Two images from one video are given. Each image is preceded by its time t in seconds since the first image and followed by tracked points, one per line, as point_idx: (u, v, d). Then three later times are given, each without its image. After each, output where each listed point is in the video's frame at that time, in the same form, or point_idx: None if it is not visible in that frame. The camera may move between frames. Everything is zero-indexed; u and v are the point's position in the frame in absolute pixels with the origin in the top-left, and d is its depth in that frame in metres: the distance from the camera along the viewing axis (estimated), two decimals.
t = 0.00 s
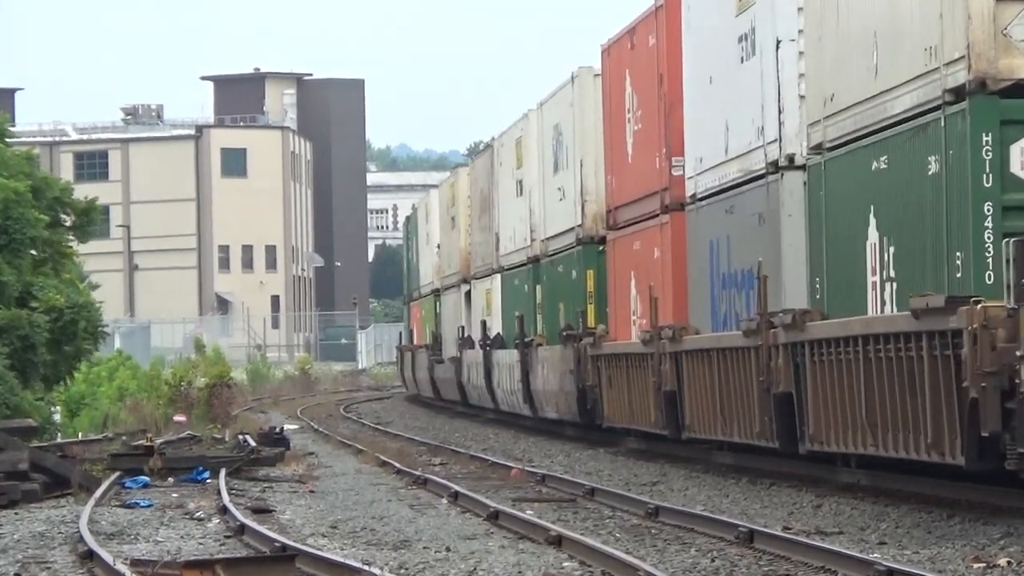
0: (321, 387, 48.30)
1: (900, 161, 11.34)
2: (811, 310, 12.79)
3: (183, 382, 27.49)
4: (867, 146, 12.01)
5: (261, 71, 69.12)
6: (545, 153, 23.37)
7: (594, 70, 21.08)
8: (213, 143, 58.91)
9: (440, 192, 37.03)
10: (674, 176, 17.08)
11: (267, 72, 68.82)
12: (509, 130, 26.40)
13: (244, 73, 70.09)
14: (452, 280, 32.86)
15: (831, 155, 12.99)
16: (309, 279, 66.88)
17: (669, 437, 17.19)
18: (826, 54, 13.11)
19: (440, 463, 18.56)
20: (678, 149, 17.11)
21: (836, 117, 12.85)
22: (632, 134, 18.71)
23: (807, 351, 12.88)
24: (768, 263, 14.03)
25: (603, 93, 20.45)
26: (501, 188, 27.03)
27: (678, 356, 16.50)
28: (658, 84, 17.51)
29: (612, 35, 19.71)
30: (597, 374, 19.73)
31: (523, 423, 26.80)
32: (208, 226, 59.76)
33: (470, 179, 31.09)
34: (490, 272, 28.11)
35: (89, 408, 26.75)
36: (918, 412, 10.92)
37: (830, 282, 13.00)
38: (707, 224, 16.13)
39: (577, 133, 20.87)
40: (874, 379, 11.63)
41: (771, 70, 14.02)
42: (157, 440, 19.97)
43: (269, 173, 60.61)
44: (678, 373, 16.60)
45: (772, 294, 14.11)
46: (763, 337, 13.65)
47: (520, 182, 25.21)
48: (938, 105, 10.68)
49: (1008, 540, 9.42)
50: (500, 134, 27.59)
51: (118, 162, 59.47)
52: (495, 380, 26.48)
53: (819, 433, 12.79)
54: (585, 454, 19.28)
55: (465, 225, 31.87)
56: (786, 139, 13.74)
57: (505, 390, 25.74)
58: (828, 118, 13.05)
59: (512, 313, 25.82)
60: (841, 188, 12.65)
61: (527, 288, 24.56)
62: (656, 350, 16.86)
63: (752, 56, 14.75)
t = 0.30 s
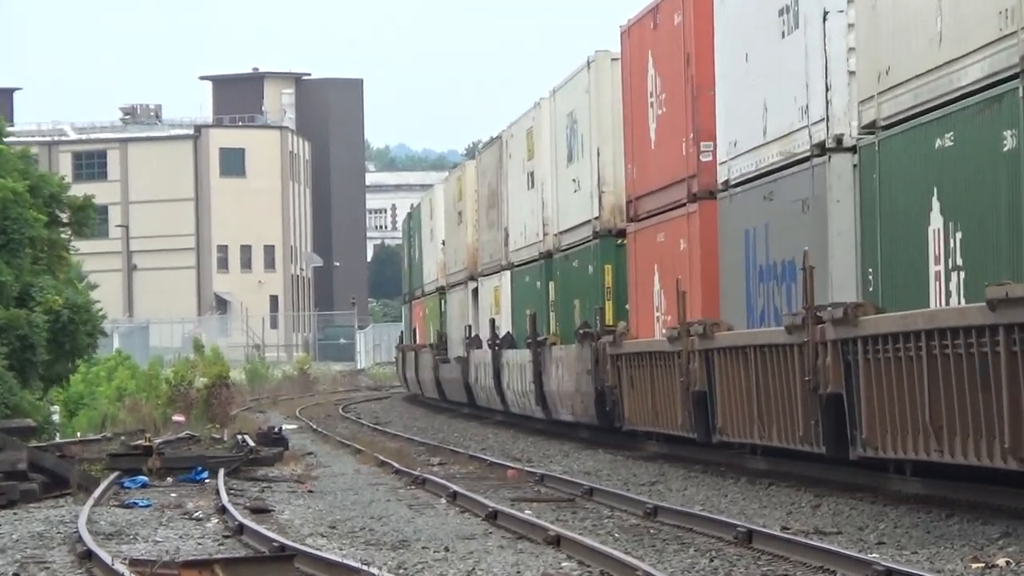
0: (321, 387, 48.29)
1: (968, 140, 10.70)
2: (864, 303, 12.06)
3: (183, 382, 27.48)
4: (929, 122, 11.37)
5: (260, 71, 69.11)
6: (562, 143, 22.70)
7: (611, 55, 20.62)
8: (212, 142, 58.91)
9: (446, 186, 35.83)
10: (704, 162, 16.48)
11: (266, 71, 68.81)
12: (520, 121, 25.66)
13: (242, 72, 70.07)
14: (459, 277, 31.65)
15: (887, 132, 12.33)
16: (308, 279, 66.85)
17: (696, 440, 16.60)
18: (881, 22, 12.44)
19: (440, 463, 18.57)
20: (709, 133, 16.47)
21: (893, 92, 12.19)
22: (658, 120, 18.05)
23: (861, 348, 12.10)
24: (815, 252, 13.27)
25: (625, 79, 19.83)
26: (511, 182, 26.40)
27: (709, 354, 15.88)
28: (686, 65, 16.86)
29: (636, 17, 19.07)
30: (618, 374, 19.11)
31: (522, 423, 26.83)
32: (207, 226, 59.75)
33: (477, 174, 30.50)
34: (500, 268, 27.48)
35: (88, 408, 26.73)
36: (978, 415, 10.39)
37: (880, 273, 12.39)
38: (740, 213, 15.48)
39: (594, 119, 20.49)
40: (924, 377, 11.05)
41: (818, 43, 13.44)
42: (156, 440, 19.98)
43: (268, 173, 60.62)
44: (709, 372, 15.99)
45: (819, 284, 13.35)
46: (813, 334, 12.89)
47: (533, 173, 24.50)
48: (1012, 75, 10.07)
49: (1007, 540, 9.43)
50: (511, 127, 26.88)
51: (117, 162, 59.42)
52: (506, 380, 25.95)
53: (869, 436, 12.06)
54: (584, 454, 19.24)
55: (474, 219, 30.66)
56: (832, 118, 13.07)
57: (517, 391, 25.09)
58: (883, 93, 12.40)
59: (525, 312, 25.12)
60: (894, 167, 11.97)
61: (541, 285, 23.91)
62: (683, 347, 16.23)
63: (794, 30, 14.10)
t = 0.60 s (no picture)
0: (321, 386, 48.25)
1: None
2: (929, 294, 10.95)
3: (183, 381, 27.47)
4: (1006, 95, 10.19)
5: (260, 71, 69.11)
6: (580, 131, 21.45)
7: (634, 36, 19.33)
8: (211, 142, 58.92)
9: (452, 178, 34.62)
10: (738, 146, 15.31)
11: (266, 71, 68.81)
12: (534, 110, 24.39)
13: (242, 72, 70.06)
14: (467, 274, 30.17)
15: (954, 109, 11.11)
16: (307, 279, 66.82)
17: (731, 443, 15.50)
18: None
19: (439, 462, 18.55)
20: (742, 114, 15.32)
21: (961, 64, 10.98)
22: (686, 102, 16.90)
23: (925, 343, 11.02)
24: (870, 240, 12.12)
25: (649, 61, 18.65)
26: (524, 174, 25.11)
27: (746, 351, 14.75)
28: (719, 43, 15.66)
29: None
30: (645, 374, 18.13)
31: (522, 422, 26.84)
32: (206, 226, 59.74)
33: (486, 168, 29.21)
34: (511, 263, 26.16)
35: (88, 407, 26.72)
36: (990, 413, 10.18)
37: (948, 262, 11.23)
38: (779, 200, 14.34)
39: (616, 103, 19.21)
40: (973, 377, 10.40)
41: (873, 15, 12.25)
42: (156, 440, 19.96)
43: (268, 172, 60.61)
44: (746, 371, 14.86)
45: (875, 275, 12.19)
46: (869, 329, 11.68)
47: (547, 164, 23.20)
48: None
49: (1007, 539, 9.40)
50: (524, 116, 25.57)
51: (117, 162, 59.41)
52: (517, 380, 25.00)
53: (935, 439, 10.93)
54: (584, 454, 19.21)
55: (483, 212, 29.10)
56: (889, 94, 11.88)
57: (531, 391, 23.99)
58: (950, 65, 11.20)
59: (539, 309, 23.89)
60: (963, 147, 10.83)
61: (556, 281, 22.68)
62: (717, 343, 15.09)
63: None
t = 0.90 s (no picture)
0: (321, 387, 48.24)
1: None
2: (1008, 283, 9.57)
3: (183, 382, 27.47)
4: None
5: (260, 71, 69.10)
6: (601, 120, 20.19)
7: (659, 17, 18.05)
8: (212, 143, 58.93)
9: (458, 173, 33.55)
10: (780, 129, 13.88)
11: (266, 72, 68.79)
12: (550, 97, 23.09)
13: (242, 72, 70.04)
14: (475, 270, 29.10)
15: None
16: (307, 279, 66.82)
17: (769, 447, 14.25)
18: None
19: (439, 463, 18.55)
20: (785, 95, 13.87)
21: None
22: (718, 83, 15.50)
23: (1006, 336, 9.67)
24: (937, 226, 10.70)
25: (676, 42, 17.26)
26: (538, 165, 23.89)
27: (789, 349, 13.46)
28: (756, 16, 14.20)
29: None
30: (673, 374, 16.89)
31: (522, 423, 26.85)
32: (206, 226, 59.73)
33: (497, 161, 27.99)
34: (523, 260, 24.91)
35: (88, 408, 26.72)
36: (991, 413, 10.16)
37: None
38: (829, 184, 12.91)
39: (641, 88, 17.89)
40: None
41: None
42: (156, 440, 19.96)
43: (268, 173, 60.59)
44: (789, 371, 13.58)
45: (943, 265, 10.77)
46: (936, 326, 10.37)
47: (564, 155, 21.92)
48: None
49: (1007, 539, 9.42)
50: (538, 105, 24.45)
51: (117, 162, 59.35)
52: (530, 382, 23.79)
53: (1016, 445, 9.55)
54: (584, 454, 19.22)
55: (491, 209, 28.16)
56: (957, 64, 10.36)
57: (545, 393, 22.82)
58: None
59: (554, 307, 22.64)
60: None
61: (572, 277, 21.45)
62: (756, 341, 13.81)
63: None
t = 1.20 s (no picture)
0: (321, 386, 48.21)
1: None
2: None
3: (185, 381, 27.46)
4: None
5: (261, 71, 69.11)
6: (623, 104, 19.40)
7: None
8: (212, 142, 58.97)
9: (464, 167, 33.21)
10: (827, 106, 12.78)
11: (267, 71, 68.80)
12: (568, 83, 22.42)
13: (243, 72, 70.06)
14: (485, 268, 28.72)
15: None
16: (308, 279, 66.83)
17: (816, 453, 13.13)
18: None
19: (440, 462, 18.53)
20: (833, 70, 12.75)
21: None
22: (758, 60, 14.42)
23: None
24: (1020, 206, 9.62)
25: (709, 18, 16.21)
26: (553, 154, 23.27)
27: (839, 345, 12.30)
28: None
29: None
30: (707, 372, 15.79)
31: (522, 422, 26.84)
32: (207, 226, 59.72)
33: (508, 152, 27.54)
34: (538, 254, 24.37)
35: (89, 408, 26.71)
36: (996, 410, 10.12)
37: None
38: (887, 164, 11.77)
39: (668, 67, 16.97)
40: None
41: None
42: (157, 440, 19.93)
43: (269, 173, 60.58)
44: (840, 370, 12.41)
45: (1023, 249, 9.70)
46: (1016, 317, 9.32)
47: (584, 142, 21.15)
48: None
49: (1008, 540, 9.41)
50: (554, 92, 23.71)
51: (118, 161, 59.32)
52: (546, 381, 23.13)
53: None
54: (585, 454, 19.20)
55: (503, 203, 27.90)
56: None
57: (563, 393, 22.03)
58: None
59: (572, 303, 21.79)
60: None
61: (592, 271, 20.62)
62: (802, 337, 12.67)
63: None
